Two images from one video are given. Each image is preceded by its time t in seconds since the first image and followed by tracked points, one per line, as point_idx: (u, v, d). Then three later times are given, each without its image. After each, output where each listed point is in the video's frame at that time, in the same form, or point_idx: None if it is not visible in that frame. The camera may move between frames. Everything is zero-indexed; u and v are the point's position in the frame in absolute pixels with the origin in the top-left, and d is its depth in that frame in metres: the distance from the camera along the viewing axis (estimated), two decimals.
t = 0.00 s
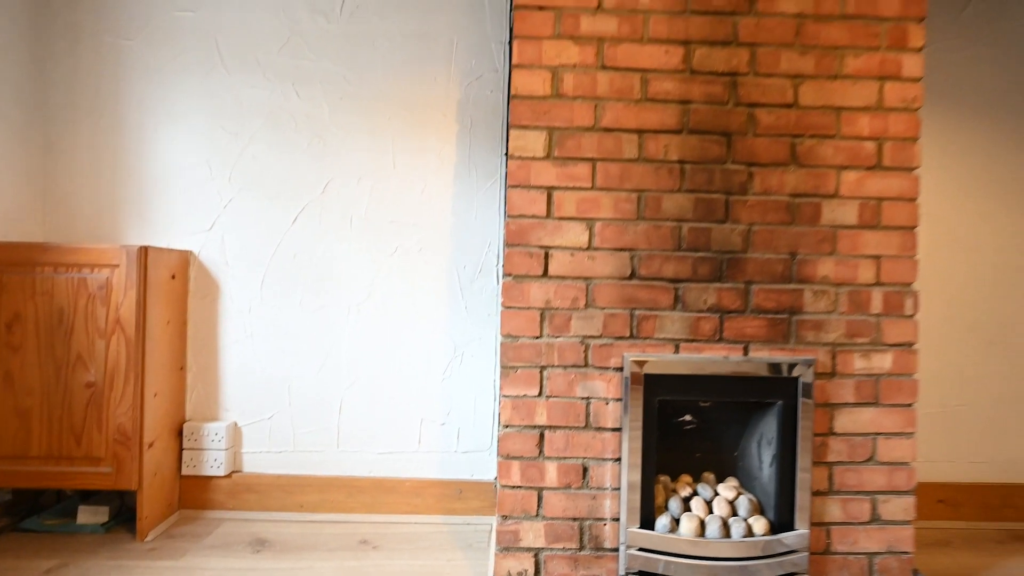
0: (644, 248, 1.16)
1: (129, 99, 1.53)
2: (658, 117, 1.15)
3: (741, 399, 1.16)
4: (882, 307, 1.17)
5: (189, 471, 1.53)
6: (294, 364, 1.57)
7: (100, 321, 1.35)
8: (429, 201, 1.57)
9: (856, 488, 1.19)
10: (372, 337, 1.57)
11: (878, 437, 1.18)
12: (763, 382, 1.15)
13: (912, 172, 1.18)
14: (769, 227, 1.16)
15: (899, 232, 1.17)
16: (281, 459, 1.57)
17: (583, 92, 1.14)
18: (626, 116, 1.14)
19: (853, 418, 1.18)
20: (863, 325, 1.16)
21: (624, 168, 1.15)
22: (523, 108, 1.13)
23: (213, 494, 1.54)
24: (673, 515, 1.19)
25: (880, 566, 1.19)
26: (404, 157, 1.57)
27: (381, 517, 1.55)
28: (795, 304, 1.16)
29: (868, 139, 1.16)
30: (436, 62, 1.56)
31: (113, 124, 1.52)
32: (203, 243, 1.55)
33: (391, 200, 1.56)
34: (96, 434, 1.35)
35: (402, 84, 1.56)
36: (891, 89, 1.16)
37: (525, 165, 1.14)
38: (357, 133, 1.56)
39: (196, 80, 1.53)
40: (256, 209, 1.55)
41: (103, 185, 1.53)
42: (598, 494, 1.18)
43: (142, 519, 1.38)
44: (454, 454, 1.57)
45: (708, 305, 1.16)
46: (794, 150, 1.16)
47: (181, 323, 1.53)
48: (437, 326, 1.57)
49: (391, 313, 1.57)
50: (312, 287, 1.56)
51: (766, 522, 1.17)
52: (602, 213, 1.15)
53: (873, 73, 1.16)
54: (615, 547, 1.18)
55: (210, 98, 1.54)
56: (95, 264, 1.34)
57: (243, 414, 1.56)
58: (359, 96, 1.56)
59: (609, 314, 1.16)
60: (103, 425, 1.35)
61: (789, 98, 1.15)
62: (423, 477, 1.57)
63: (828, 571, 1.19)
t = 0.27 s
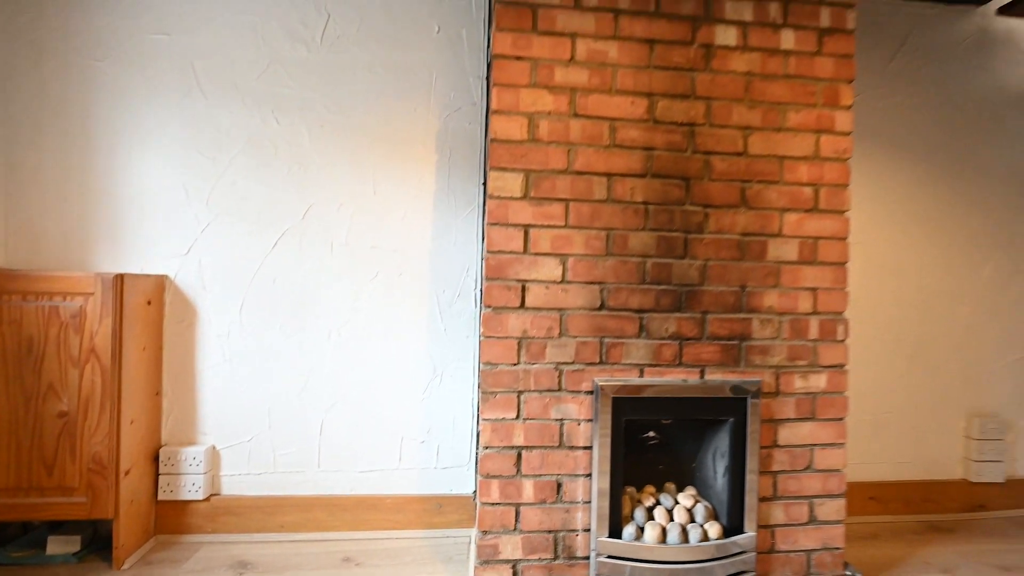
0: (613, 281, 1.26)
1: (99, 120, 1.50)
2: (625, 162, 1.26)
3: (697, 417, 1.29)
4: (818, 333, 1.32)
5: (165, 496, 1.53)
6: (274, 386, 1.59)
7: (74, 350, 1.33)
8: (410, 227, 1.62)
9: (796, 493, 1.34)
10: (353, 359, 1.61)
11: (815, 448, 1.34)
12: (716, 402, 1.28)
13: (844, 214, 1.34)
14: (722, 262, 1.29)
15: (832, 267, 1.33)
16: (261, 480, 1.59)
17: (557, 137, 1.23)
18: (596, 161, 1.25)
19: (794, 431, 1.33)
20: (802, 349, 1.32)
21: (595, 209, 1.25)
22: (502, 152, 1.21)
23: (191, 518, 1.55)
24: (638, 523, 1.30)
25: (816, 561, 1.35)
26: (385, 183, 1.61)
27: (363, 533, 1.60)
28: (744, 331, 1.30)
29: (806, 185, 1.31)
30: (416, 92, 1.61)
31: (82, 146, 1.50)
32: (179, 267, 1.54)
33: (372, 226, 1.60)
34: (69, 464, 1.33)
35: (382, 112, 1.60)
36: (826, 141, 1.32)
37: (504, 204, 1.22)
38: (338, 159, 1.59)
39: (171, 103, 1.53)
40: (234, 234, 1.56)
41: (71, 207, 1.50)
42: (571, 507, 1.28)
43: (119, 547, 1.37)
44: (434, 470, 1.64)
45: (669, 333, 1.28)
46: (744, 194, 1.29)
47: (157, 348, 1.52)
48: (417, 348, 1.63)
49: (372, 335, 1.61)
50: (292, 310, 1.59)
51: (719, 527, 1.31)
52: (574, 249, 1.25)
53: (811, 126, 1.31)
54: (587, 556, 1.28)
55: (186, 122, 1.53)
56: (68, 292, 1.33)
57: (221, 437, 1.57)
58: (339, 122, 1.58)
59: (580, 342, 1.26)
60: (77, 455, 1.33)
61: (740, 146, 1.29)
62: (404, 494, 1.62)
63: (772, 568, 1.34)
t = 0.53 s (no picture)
0: (583, 308, 1.38)
1: (76, 144, 1.50)
2: (594, 199, 1.37)
3: (659, 430, 1.42)
4: (765, 352, 1.48)
5: (147, 517, 1.55)
6: (258, 406, 1.63)
7: (55, 376, 1.34)
8: (392, 251, 1.69)
9: (746, 496, 1.50)
10: (336, 378, 1.67)
11: (762, 455, 1.50)
12: (676, 416, 1.42)
13: (787, 245, 1.50)
14: (681, 290, 1.43)
15: (777, 293, 1.49)
16: (244, 498, 1.62)
17: (533, 176, 1.33)
18: (568, 198, 1.36)
19: (744, 440, 1.48)
20: (751, 366, 1.47)
21: (567, 241, 1.36)
22: (481, 189, 1.31)
23: (173, 537, 1.57)
24: (607, 528, 1.42)
25: (763, 555, 1.51)
26: (367, 209, 1.67)
27: (346, 546, 1.66)
28: (701, 352, 1.44)
29: (755, 220, 1.47)
30: (398, 122, 1.68)
31: (59, 170, 1.49)
32: (161, 291, 1.56)
33: (355, 249, 1.67)
34: (50, 490, 1.34)
35: (365, 141, 1.66)
36: (772, 181, 1.47)
37: (483, 237, 1.31)
38: (321, 185, 1.64)
39: (152, 128, 1.54)
40: (218, 257, 1.59)
41: (47, 231, 1.50)
42: (545, 516, 1.39)
43: (102, 570, 1.39)
44: (415, 483, 1.71)
45: (634, 355, 1.40)
46: (701, 228, 1.43)
47: (138, 371, 1.54)
48: (399, 366, 1.70)
49: (355, 355, 1.67)
50: (276, 332, 1.63)
51: (679, 529, 1.44)
52: (548, 279, 1.35)
53: (759, 168, 1.46)
54: (560, 560, 1.39)
55: (167, 147, 1.55)
56: (48, 319, 1.33)
57: (204, 457, 1.60)
58: (323, 150, 1.64)
59: (554, 364, 1.37)
60: (58, 480, 1.34)
61: (697, 185, 1.42)
62: (387, 506, 1.69)
63: (725, 563, 1.49)
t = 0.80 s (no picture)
0: (552, 331, 1.50)
1: (49, 169, 1.50)
2: (562, 231, 1.50)
3: (621, 440, 1.57)
4: (713, 367, 1.66)
5: (125, 538, 1.56)
6: (239, 425, 1.67)
7: (31, 404, 1.34)
8: (371, 274, 1.76)
9: (698, 496, 1.66)
10: (316, 397, 1.73)
11: (712, 459, 1.67)
12: (635, 427, 1.57)
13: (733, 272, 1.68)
14: (640, 313, 1.58)
15: (724, 315, 1.67)
16: (224, 515, 1.66)
17: (506, 210, 1.45)
18: (538, 230, 1.47)
19: (696, 447, 1.65)
20: (701, 381, 1.64)
21: (537, 270, 1.48)
22: (458, 222, 1.41)
23: (152, 557, 1.59)
24: (573, 531, 1.56)
25: (712, 549, 1.68)
26: (347, 233, 1.74)
27: (326, 558, 1.72)
28: (657, 369, 1.60)
29: (705, 249, 1.63)
30: (377, 150, 1.75)
31: (30, 195, 1.49)
32: (138, 314, 1.58)
33: (335, 272, 1.73)
34: (26, 517, 1.34)
35: (345, 168, 1.73)
36: (720, 214, 1.64)
37: (460, 267, 1.42)
38: (301, 210, 1.69)
39: (129, 153, 1.56)
40: (197, 281, 1.62)
41: (18, 256, 1.49)
42: (518, 522, 1.50)
43: None
44: (394, 494, 1.79)
45: (598, 373, 1.54)
46: (658, 257, 1.59)
47: (115, 394, 1.55)
48: (378, 384, 1.78)
49: (335, 374, 1.74)
50: (256, 353, 1.67)
51: (638, 529, 1.59)
52: (520, 304, 1.47)
53: (709, 203, 1.63)
54: (531, 562, 1.51)
55: (145, 172, 1.57)
56: (25, 347, 1.33)
57: (183, 476, 1.63)
58: (303, 176, 1.69)
59: (525, 383, 1.48)
60: (35, 506, 1.34)
61: (654, 218, 1.58)
62: (366, 517, 1.77)
63: (680, 558, 1.65)
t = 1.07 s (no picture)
0: (519, 347, 1.62)
1: (9, 188, 1.47)
2: (529, 254, 1.61)
3: (582, 446, 1.70)
4: (665, 377, 1.83)
5: (91, 561, 1.55)
6: (210, 443, 1.68)
7: None
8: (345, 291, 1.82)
9: (651, 495, 1.83)
10: (290, 412, 1.77)
11: (663, 461, 1.84)
12: (595, 434, 1.71)
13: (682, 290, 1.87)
14: (600, 329, 1.72)
15: (675, 329, 1.84)
16: (196, 532, 1.68)
17: (476, 235, 1.55)
18: (506, 254, 1.58)
19: (649, 450, 1.82)
20: (654, 390, 1.81)
21: (505, 291, 1.59)
22: (431, 247, 1.50)
23: None
24: (539, 532, 1.68)
25: (664, 542, 1.85)
26: (320, 252, 1.78)
27: (300, 569, 1.76)
28: (615, 380, 1.75)
29: (658, 270, 1.80)
30: (349, 171, 1.81)
31: None
32: (104, 334, 1.57)
33: (308, 290, 1.77)
34: None
35: (317, 188, 1.77)
36: (672, 239, 1.82)
37: (432, 289, 1.51)
38: (274, 230, 1.73)
39: (95, 173, 1.54)
40: (167, 300, 1.62)
41: None
42: (487, 526, 1.61)
43: None
44: (367, 504, 1.86)
45: (562, 385, 1.67)
46: (616, 278, 1.74)
47: (80, 416, 1.54)
48: (352, 398, 1.83)
49: (308, 389, 1.78)
50: (228, 371, 1.69)
51: (598, 527, 1.73)
52: (489, 323, 1.57)
53: (662, 228, 1.80)
54: (500, 563, 1.62)
55: (112, 192, 1.56)
56: None
57: (153, 496, 1.63)
58: (276, 196, 1.72)
59: (494, 396, 1.59)
60: None
61: (613, 242, 1.72)
62: (340, 528, 1.82)
63: (635, 552, 1.81)
